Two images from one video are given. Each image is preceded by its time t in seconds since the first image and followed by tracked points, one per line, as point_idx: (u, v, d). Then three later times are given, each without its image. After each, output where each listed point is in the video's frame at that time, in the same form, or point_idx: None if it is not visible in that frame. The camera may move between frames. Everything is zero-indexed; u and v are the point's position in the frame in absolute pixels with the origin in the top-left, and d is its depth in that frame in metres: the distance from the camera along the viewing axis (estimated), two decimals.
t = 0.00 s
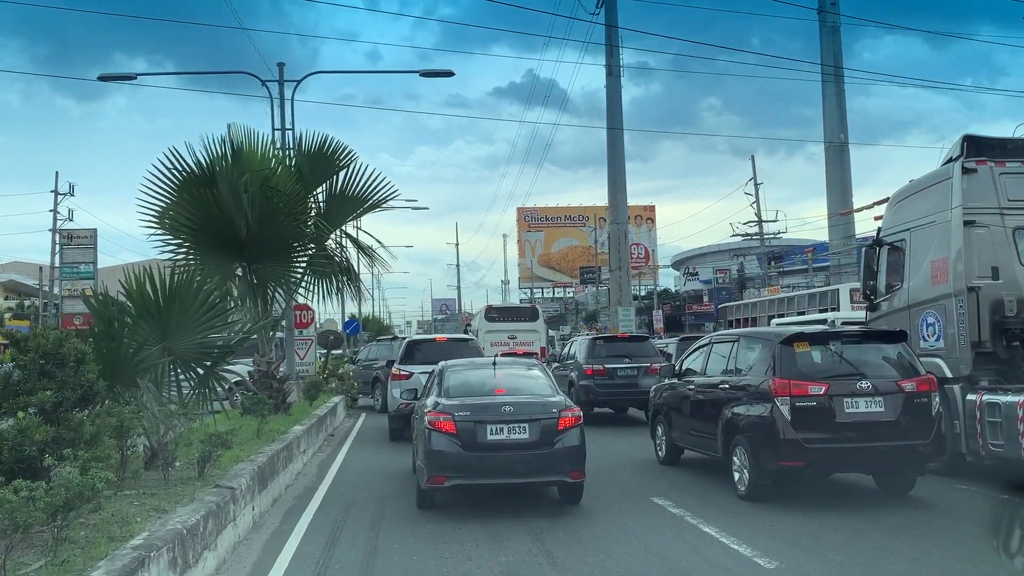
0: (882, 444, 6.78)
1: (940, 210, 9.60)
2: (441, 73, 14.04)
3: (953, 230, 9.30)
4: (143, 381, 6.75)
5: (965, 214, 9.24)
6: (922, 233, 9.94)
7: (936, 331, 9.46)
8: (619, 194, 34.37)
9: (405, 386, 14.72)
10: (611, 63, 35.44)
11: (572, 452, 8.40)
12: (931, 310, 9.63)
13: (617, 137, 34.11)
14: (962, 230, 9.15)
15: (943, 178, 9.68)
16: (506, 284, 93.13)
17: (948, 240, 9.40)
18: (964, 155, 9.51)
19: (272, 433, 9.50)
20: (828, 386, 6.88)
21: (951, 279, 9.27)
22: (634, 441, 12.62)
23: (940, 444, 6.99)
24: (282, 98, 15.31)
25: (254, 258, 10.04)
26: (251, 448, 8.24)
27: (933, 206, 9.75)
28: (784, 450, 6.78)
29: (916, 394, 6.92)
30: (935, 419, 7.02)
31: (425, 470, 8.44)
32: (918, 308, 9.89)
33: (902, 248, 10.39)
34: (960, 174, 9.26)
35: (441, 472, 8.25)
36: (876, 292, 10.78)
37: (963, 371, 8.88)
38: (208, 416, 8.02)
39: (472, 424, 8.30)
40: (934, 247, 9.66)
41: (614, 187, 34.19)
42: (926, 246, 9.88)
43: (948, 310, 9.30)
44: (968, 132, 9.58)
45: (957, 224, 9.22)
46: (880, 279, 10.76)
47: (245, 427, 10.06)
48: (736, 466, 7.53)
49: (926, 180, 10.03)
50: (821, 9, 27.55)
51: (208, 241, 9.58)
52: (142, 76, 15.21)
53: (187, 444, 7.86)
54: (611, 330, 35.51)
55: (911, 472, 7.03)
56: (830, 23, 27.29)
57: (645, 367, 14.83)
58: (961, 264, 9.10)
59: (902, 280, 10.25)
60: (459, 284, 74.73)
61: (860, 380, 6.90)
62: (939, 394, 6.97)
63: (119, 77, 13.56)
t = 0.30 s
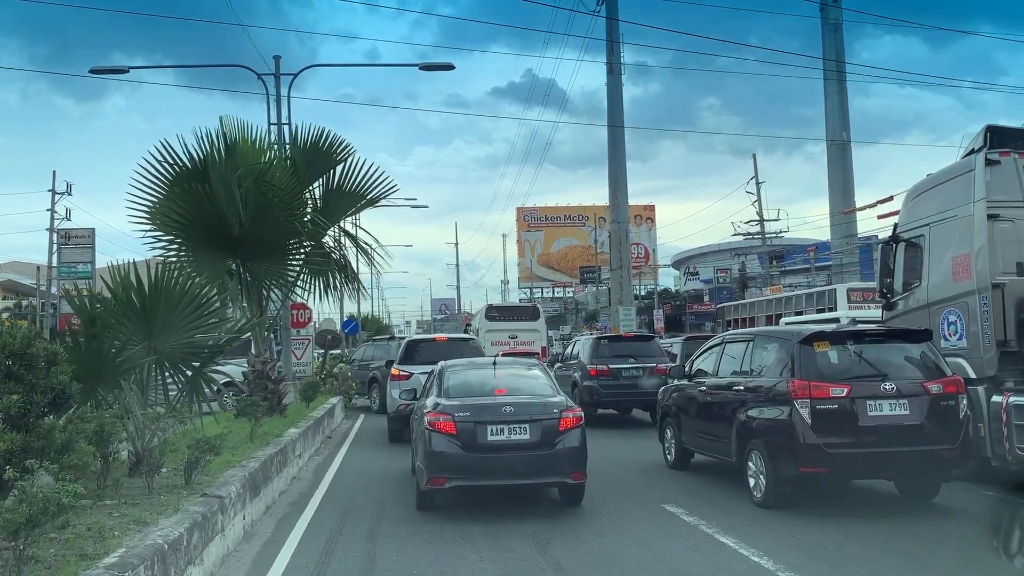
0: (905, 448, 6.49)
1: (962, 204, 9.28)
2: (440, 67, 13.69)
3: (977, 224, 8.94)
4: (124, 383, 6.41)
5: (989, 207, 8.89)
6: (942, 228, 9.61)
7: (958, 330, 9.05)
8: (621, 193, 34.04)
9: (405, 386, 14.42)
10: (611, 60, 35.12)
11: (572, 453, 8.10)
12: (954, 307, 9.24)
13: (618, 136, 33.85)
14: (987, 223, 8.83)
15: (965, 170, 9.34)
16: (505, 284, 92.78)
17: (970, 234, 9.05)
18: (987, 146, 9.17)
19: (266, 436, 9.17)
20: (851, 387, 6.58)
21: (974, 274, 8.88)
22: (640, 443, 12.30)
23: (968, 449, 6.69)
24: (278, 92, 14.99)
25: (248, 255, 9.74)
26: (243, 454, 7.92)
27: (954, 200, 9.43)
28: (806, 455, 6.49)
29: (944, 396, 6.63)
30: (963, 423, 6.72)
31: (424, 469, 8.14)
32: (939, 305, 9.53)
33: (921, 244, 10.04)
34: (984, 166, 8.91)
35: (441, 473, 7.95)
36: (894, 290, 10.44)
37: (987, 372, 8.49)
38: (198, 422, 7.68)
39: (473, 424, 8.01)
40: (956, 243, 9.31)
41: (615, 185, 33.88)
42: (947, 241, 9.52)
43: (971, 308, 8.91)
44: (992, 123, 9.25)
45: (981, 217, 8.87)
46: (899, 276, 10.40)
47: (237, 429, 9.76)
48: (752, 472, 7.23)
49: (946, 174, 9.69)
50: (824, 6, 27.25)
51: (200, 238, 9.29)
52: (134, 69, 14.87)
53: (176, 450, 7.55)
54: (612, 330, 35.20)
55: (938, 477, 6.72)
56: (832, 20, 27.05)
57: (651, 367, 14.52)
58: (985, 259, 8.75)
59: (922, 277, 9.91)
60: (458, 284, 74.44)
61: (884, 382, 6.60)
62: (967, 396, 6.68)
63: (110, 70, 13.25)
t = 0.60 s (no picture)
0: (929, 453, 6.20)
1: (986, 197, 8.96)
2: (441, 60, 13.37)
3: (1003, 218, 8.56)
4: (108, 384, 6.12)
5: (1017, 200, 8.50)
6: (963, 223, 9.33)
7: (984, 329, 8.68)
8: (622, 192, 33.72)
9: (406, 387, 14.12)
10: (612, 58, 34.82)
11: (574, 455, 7.77)
12: (980, 305, 8.84)
13: (619, 134, 33.54)
14: (1014, 217, 8.44)
15: (990, 162, 8.95)
16: (505, 284, 92.43)
17: (996, 229, 8.66)
18: (1014, 136, 8.78)
19: (259, 440, 8.89)
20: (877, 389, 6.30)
21: (1001, 271, 8.50)
22: (646, 446, 12.00)
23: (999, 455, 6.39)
24: (275, 85, 14.67)
25: (241, 252, 9.47)
26: (234, 458, 7.64)
27: (979, 193, 9.05)
28: (830, 461, 6.23)
29: (975, 400, 6.33)
30: (994, 427, 6.43)
31: (423, 470, 7.84)
32: (964, 304, 9.16)
33: (945, 240, 9.68)
34: (1011, 157, 8.52)
35: (442, 474, 7.66)
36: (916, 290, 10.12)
37: (1012, 374, 8.18)
38: (187, 426, 7.40)
39: (473, 425, 7.71)
40: (981, 238, 8.94)
41: (616, 184, 33.57)
42: (972, 236, 9.13)
43: (997, 306, 8.52)
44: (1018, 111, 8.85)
45: (1008, 210, 8.47)
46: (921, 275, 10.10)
47: (230, 432, 9.45)
48: (770, 478, 6.96)
49: (970, 165, 9.30)
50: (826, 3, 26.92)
51: (191, 234, 9.02)
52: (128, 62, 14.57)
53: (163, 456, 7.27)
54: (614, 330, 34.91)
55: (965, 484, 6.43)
56: (835, 17, 26.75)
57: (657, 368, 14.21)
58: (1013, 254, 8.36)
59: (941, 275, 9.66)
60: (458, 283, 74.12)
61: (911, 383, 6.31)
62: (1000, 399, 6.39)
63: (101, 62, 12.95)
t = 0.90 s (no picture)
0: (955, 458, 5.93)
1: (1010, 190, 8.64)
2: (441, 53, 13.08)
3: None
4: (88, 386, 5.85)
5: None
6: (985, 219, 9.06)
7: (1009, 328, 8.40)
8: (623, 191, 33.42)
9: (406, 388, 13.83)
10: (612, 56, 34.51)
11: (576, 457, 7.49)
12: (1005, 302, 8.56)
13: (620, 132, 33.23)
14: None
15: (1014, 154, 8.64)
16: (504, 284, 92.10)
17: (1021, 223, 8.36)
18: None
19: (252, 443, 8.60)
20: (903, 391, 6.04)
21: None
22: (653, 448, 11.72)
23: None
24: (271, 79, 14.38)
25: (234, 248, 9.20)
26: (226, 464, 7.37)
27: (1002, 185, 8.73)
28: (855, 467, 5.96)
29: (1006, 402, 6.06)
30: None
31: (422, 473, 7.56)
32: (988, 301, 8.88)
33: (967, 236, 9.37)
34: None
35: (442, 476, 7.38)
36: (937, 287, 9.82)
37: None
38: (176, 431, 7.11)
39: (473, 426, 7.43)
40: (1005, 233, 8.62)
41: (617, 182, 33.26)
42: (996, 231, 8.83)
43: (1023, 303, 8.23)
44: None
45: None
46: (943, 272, 9.81)
47: (222, 435, 9.15)
48: (788, 484, 6.70)
49: (993, 158, 8.98)
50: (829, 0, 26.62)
51: (182, 230, 8.76)
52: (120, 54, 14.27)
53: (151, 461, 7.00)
54: (615, 330, 34.63)
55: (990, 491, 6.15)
56: (837, 14, 26.47)
57: (662, 368, 13.92)
58: None
59: (962, 271, 9.40)
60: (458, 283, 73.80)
61: (939, 386, 6.04)
62: None
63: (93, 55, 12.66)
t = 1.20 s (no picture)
0: (984, 465, 5.65)
1: None
2: (442, 46, 12.80)
3: None
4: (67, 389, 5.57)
5: None
6: (1010, 214, 8.78)
7: None
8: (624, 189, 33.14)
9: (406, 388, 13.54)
10: (613, 54, 34.23)
11: (581, 460, 7.21)
12: None
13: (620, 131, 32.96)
14: None
15: None
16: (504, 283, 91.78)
17: None
18: None
19: (245, 447, 8.32)
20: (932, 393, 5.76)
21: None
22: (658, 451, 11.44)
23: None
24: (268, 73, 14.08)
25: (227, 245, 8.94)
26: (217, 469, 7.08)
27: None
28: (881, 475, 5.69)
29: None
30: None
31: (422, 477, 7.27)
32: (1015, 299, 8.62)
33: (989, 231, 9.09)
34: None
35: (442, 480, 7.09)
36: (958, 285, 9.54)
37: None
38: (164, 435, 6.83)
39: (476, 428, 7.15)
40: None
41: (618, 181, 32.98)
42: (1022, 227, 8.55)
43: None
44: None
45: None
46: (963, 269, 9.53)
47: (213, 440, 8.87)
48: (807, 491, 6.43)
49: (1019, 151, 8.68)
50: None
51: (172, 226, 8.50)
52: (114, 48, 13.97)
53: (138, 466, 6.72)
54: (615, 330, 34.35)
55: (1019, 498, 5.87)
56: (840, 12, 26.22)
57: (668, 369, 13.64)
58: None
59: (986, 269, 9.12)
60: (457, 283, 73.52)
61: (970, 388, 5.77)
62: None
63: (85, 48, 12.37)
